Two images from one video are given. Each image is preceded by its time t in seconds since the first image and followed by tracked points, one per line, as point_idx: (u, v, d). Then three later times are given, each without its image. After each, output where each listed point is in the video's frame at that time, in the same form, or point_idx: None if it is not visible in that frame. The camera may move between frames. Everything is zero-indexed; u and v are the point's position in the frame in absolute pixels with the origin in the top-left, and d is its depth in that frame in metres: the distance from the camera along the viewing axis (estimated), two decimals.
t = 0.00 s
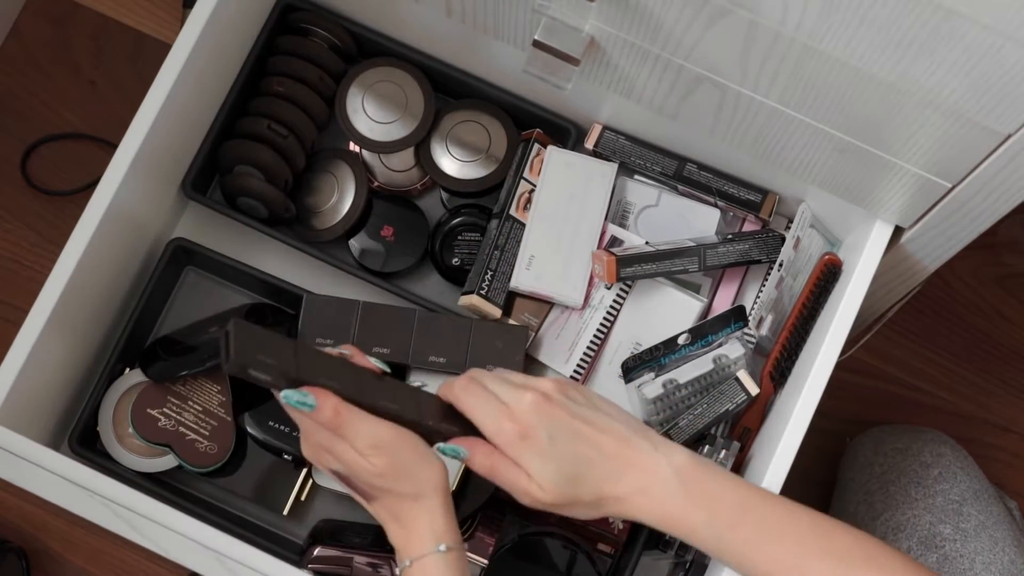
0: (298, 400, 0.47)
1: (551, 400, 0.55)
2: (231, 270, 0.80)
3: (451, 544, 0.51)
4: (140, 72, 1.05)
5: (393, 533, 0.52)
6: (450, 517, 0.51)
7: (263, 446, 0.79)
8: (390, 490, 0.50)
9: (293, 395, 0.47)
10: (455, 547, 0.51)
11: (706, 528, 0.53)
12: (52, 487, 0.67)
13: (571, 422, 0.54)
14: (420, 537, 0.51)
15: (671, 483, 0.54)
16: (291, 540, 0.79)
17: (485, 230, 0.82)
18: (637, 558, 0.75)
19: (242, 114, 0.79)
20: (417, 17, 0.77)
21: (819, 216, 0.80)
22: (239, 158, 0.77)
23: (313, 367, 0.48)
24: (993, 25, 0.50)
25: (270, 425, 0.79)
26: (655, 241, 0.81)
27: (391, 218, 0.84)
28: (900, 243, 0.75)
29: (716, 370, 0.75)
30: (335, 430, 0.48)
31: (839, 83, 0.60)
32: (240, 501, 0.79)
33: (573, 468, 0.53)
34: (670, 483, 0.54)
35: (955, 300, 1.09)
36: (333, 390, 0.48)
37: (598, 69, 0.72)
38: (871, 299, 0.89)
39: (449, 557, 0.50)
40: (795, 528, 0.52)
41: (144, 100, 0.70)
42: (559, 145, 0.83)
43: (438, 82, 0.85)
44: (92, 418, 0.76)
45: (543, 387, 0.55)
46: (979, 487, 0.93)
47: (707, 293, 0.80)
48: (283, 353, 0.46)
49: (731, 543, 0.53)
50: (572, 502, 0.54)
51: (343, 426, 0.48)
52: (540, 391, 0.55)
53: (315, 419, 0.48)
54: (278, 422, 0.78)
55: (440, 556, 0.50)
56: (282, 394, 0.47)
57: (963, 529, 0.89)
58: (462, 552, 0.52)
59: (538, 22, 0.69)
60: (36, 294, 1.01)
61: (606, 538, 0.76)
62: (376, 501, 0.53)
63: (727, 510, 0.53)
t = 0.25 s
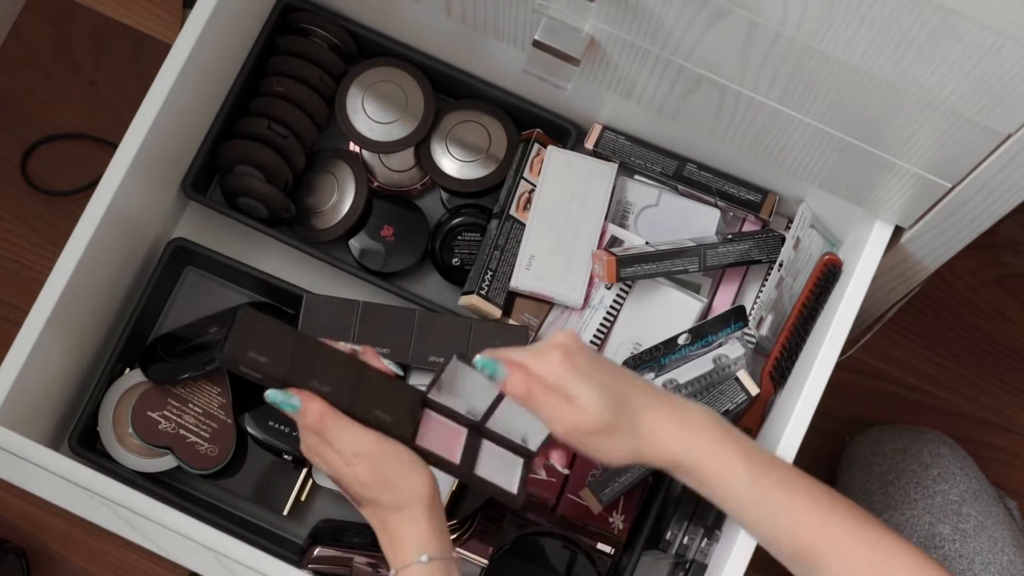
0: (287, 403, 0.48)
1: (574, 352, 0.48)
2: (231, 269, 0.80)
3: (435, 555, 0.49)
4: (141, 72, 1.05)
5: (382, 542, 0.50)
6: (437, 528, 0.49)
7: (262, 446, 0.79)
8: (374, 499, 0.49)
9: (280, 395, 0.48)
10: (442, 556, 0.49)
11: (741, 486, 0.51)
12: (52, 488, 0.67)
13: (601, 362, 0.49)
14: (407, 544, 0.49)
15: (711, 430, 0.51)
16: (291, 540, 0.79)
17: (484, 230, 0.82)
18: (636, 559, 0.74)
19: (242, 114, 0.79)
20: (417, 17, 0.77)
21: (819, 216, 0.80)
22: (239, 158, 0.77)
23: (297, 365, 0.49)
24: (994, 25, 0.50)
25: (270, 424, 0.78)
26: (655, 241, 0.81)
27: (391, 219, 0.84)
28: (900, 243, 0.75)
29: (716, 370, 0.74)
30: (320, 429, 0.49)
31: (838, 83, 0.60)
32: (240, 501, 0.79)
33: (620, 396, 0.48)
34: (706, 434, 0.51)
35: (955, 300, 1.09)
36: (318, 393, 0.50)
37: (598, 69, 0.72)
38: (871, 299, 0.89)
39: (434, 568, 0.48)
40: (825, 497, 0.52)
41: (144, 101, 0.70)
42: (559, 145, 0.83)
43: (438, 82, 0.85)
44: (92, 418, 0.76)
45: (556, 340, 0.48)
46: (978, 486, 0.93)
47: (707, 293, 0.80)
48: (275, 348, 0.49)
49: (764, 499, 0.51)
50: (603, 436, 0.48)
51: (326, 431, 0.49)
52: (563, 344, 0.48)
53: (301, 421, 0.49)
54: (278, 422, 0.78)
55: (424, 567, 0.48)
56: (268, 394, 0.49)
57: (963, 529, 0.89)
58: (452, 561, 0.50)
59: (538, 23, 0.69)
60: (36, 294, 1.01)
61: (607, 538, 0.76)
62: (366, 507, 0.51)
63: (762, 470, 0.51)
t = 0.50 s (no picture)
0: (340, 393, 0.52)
1: (572, 337, 0.52)
2: (231, 270, 0.80)
3: (464, 553, 0.50)
4: (141, 72, 1.05)
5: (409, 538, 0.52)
6: (465, 529, 0.51)
7: (263, 446, 0.79)
8: (408, 492, 0.51)
9: (331, 387, 0.52)
10: (469, 553, 0.51)
11: (723, 490, 0.50)
12: (52, 488, 0.67)
13: (600, 349, 0.52)
14: (434, 542, 0.50)
15: (693, 436, 0.51)
16: (291, 540, 0.79)
17: (484, 230, 0.82)
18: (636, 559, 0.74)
19: (242, 114, 0.79)
20: (417, 17, 0.77)
21: (819, 216, 0.80)
22: (239, 158, 0.77)
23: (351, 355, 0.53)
24: (994, 26, 0.50)
25: (270, 424, 0.78)
26: (655, 241, 0.81)
27: (391, 219, 0.84)
28: (900, 243, 0.75)
29: (716, 370, 0.74)
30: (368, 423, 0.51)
31: (839, 83, 0.60)
32: (240, 502, 0.79)
33: (597, 391, 0.50)
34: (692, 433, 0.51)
35: (955, 299, 1.09)
36: (369, 384, 0.53)
37: (598, 69, 0.72)
38: (871, 299, 0.89)
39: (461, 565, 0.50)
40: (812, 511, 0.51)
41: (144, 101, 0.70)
42: (559, 145, 0.83)
43: (438, 82, 0.85)
44: (92, 418, 0.76)
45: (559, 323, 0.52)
46: (978, 487, 0.93)
47: (707, 293, 0.80)
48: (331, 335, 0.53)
49: (745, 508, 0.50)
50: (578, 425, 0.50)
51: (376, 423, 0.51)
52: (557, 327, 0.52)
53: (352, 413, 0.52)
54: (279, 422, 0.78)
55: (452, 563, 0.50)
56: (322, 387, 0.52)
57: (962, 529, 0.89)
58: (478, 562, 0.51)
59: (538, 23, 0.69)
60: (36, 294, 1.01)
61: (606, 538, 0.76)
62: (399, 497, 0.52)
63: (750, 478, 0.51)
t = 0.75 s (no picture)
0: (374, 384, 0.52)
1: (503, 352, 0.51)
2: (232, 270, 0.80)
3: (493, 551, 0.52)
4: (141, 71, 1.05)
5: (436, 532, 0.53)
6: (491, 523, 0.53)
7: (263, 445, 0.79)
8: (438, 489, 0.52)
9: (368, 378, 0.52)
10: (496, 552, 0.52)
11: (656, 508, 0.49)
12: (52, 488, 0.67)
13: (535, 363, 0.52)
14: (462, 539, 0.52)
15: (627, 452, 0.50)
16: (292, 540, 0.79)
17: (484, 230, 0.82)
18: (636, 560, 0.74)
19: (242, 114, 0.80)
20: (417, 17, 0.77)
21: (819, 216, 0.80)
22: (239, 158, 0.77)
23: (395, 345, 0.54)
24: (994, 26, 0.50)
25: (271, 424, 0.78)
26: (655, 241, 0.81)
27: (391, 219, 0.84)
28: (900, 243, 0.75)
29: (716, 370, 0.74)
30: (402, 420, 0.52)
31: (839, 83, 0.60)
32: (240, 501, 0.79)
33: (522, 411, 0.50)
34: (620, 452, 0.50)
35: (955, 299, 1.09)
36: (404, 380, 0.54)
37: (598, 69, 0.72)
38: (871, 299, 0.89)
39: (492, 563, 0.52)
40: (755, 522, 0.48)
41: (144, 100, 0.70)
42: (559, 145, 0.83)
43: (438, 82, 0.85)
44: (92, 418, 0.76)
45: (524, 326, 0.53)
46: (978, 486, 0.93)
47: (707, 293, 0.80)
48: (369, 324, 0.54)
49: (686, 523, 0.49)
50: (508, 447, 0.51)
51: (410, 420, 0.52)
52: (489, 339, 0.51)
53: (384, 408, 0.53)
54: (279, 422, 0.78)
55: (485, 561, 0.51)
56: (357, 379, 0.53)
57: (962, 529, 0.89)
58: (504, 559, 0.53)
59: (538, 23, 0.69)
60: (36, 294, 1.01)
61: (606, 538, 0.76)
62: (424, 496, 0.54)
63: (684, 492, 0.49)
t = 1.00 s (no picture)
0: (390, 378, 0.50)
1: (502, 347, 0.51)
2: (233, 271, 0.80)
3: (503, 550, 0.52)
4: (141, 71, 1.05)
5: (445, 531, 0.53)
6: (501, 523, 0.53)
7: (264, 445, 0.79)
8: (448, 487, 0.52)
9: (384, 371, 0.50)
10: (506, 551, 0.53)
11: (662, 497, 0.49)
12: (51, 488, 0.67)
13: (535, 356, 0.52)
14: (473, 538, 0.52)
15: (632, 441, 0.50)
16: (292, 540, 0.79)
17: (484, 230, 0.82)
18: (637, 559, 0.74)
19: (242, 114, 0.80)
20: (417, 17, 0.77)
21: (819, 215, 0.80)
22: (239, 158, 0.77)
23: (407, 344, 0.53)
24: (994, 25, 0.50)
25: (270, 423, 0.78)
26: (655, 241, 0.81)
27: (391, 219, 0.84)
28: (900, 243, 0.75)
29: (716, 370, 0.74)
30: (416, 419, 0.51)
31: (839, 84, 0.60)
32: (240, 501, 0.79)
33: (526, 408, 0.50)
34: (624, 445, 0.50)
35: (955, 299, 1.09)
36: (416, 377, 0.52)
37: (598, 69, 0.72)
38: (871, 299, 0.89)
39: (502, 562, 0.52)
40: (763, 508, 0.49)
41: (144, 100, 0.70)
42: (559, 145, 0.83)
43: (438, 82, 0.85)
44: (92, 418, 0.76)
45: (523, 320, 0.53)
46: (977, 487, 0.93)
47: (707, 293, 0.80)
48: (398, 321, 0.49)
49: (691, 511, 0.49)
50: (514, 443, 0.51)
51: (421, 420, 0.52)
52: (488, 334, 0.52)
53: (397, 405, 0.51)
54: (278, 421, 0.78)
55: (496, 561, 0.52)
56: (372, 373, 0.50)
57: (962, 529, 0.89)
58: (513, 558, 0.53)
59: (538, 23, 0.69)
60: (36, 294, 1.01)
61: (607, 538, 0.76)
62: (434, 495, 0.54)
63: (690, 481, 0.49)
